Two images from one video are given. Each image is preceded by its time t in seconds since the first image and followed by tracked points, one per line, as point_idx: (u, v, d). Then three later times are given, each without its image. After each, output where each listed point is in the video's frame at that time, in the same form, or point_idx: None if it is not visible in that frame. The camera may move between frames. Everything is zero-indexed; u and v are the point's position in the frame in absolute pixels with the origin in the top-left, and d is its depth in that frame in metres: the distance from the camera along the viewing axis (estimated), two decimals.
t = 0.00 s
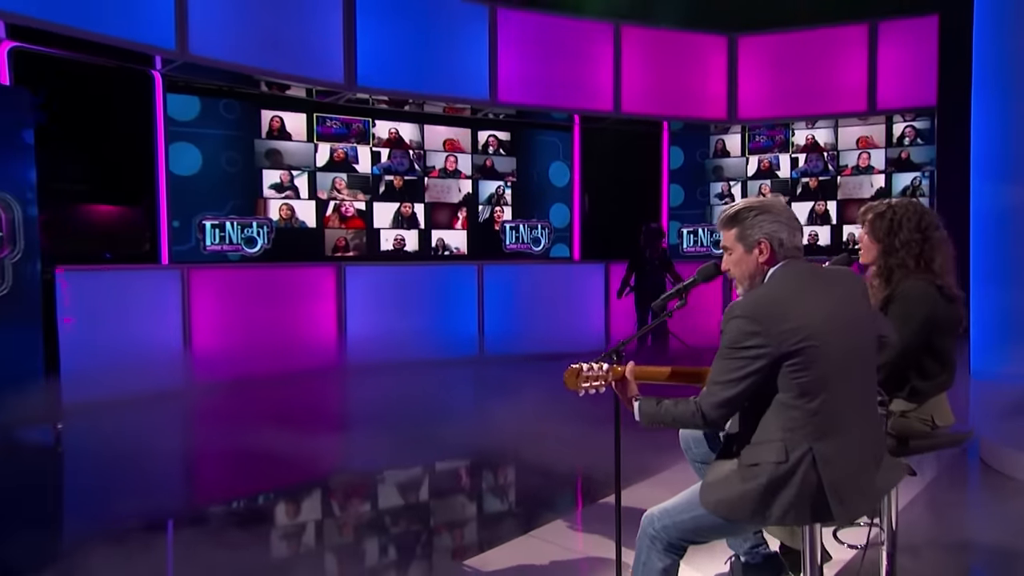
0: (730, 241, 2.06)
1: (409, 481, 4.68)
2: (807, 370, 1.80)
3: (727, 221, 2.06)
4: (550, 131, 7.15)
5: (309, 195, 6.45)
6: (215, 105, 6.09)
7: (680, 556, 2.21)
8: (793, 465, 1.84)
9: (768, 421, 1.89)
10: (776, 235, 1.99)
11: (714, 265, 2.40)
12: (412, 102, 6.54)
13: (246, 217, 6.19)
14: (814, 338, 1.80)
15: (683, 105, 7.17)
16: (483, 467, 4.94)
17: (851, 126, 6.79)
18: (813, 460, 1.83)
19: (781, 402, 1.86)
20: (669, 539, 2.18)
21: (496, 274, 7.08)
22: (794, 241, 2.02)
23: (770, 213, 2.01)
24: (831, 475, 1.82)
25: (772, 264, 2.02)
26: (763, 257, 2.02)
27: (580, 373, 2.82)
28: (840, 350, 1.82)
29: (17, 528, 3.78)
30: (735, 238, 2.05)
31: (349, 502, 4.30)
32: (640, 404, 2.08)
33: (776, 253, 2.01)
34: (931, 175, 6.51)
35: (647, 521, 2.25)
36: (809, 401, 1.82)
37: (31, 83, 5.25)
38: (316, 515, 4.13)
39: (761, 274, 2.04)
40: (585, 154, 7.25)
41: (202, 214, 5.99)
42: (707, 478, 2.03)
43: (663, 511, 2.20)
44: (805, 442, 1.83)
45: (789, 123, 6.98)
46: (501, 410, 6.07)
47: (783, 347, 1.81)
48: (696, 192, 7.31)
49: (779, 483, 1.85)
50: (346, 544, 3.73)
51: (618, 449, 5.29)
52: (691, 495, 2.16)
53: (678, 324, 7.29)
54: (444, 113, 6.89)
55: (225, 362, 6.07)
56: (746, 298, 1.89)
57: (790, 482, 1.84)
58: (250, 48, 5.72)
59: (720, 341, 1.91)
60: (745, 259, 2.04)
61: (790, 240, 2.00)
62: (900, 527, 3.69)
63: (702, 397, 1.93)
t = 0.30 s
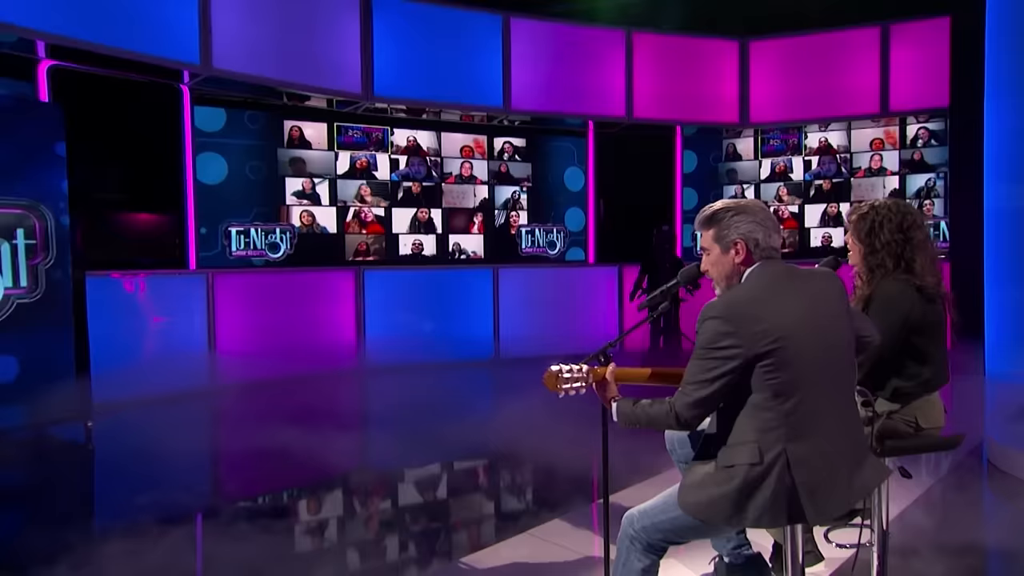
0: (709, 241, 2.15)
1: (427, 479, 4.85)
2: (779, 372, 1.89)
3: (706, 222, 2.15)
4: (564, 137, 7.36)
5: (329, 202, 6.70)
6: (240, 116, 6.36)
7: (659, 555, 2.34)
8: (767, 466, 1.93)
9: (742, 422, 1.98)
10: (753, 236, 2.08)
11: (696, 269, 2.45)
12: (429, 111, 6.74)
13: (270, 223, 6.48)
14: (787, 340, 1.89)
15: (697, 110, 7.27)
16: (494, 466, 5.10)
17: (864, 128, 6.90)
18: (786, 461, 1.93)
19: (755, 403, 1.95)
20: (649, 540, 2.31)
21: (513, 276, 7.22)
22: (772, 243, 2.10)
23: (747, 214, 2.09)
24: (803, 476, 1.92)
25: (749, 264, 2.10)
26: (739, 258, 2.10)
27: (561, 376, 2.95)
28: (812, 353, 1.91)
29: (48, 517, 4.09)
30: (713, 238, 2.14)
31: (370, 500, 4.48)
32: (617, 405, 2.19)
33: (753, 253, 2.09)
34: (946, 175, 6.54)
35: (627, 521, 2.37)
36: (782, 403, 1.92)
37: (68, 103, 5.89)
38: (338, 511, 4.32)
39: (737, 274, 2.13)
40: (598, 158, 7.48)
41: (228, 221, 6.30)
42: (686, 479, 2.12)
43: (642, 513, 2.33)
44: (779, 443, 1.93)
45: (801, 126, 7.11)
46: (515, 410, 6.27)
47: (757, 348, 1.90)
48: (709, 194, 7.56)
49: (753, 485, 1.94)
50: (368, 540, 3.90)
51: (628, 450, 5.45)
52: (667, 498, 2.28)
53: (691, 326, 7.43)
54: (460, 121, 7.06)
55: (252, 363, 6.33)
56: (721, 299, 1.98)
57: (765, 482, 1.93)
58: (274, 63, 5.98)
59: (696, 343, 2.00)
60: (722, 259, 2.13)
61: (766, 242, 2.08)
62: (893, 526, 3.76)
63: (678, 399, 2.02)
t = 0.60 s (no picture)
0: (695, 241, 2.14)
1: (438, 480, 4.88)
2: (758, 374, 1.90)
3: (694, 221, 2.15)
4: (576, 137, 7.38)
5: (342, 204, 6.78)
6: (254, 120, 6.48)
7: (638, 563, 2.34)
8: (744, 471, 1.94)
9: (721, 427, 1.98)
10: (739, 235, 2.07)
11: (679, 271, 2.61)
12: (442, 114, 6.79)
13: (283, 226, 6.59)
14: (766, 343, 1.90)
15: (710, 111, 7.25)
16: (501, 467, 5.12)
17: (881, 127, 6.87)
18: (763, 467, 1.92)
19: (733, 406, 1.95)
20: (627, 547, 2.30)
21: (526, 276, 7.22)
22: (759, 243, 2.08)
23: (734, 213, 2.09)
24: (779, 483, 1.92)
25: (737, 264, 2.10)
26: (726, 257, 2.10)
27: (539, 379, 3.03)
28: (792, 359, 1.91)
29: (59, 513, 4.23)
30: (699, 238, 2.14)
31: (384, 500, 4.52)
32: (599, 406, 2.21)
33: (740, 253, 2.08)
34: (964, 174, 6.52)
35: (607, 528, 2.37)
36: (760, 407, 1.92)
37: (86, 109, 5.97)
38: (350, 510, 4.37)
39: (724, 275, 2.12)
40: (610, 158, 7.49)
41: (242, 224, 6.44)
42: (666, 484, 2.13)
43: (620, 520, 2.32)
44: (756, 449, 1.93)
45: (816, 125, 7.08)
46: (525, 409, 6.33)
47: (737, 350, 1.91)
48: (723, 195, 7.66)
49: (730, 490, 1.95)
50: (380, 540, 3.94)
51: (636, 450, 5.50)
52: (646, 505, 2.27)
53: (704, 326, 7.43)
54: (471, 123, 7.07)
55: (266, 363, 6.45)
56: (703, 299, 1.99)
57: (740, 489, 1.94)
58: (286, 70, 6.06)
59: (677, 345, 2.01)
60: (709, 259, 2.12)
61: (752, 241, 2.08)
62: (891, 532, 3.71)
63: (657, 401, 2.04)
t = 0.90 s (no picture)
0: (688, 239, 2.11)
1: (447, 481, 4.87)
2: (742, 376, 1.84)
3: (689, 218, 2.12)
4: (586, 138, 7.39)
5: (352, 206, 6.82)
6: (265, 122, 6.54)
7: (619, 570, 2.27)
8: (723, 475, 1.88)
9: (704, 429, 1.93)
10: (729, 233, 2.03)
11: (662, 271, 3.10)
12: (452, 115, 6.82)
13: (293, 228, 6.64)
14: (752, 345, 1.84)
15: (721, 112, 7.27)
16: (504, 468, 5.11)
17: (896, 127, 6.86)
18: (743, 473, 1.87)
19: (716, 408, 1.90)
20: (608, 555, 2.24)
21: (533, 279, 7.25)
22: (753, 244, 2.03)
23: (727, 211, 2.05)
24: (759, 489, 1.87)
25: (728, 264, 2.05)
26: (716, 257, 2.05)
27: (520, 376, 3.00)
28: (777, 362, 1.86)
29: (62, 511, 4.29)
30: (691, 236, 2.11)
31: (393, 500, 4.51)
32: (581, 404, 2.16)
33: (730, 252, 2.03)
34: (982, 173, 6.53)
35: (589, 534, 2.30)
36: (743, 410, 1.87)
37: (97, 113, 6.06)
38: (360, 510, 4.36)
39: (714, 274, 2.08)
40: (621, 159, 7.47)
41: (253, 225, 6.49)
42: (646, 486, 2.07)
43: (601, 527, 2.24)
44: (737, 453, 1.88)
45: (830, 125, 7.06)
46: (533, 411, 6.34)
47: (723, 350, 1.84)
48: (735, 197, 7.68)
49: (707, 494, 1.89)
50: (389, 539, 3.94)
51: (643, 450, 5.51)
52: (627, 510, 2.20)
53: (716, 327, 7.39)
54: (481, 125, 7.07)
55: (275, 363, 6.53)
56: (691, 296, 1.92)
57: (719, 494, 1.89)
58: (298, 75, 6.11)
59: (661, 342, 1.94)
60: (700, 258, 2.09)
61: (744, 242, 2.02)
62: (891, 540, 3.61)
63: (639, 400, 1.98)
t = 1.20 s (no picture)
0: (682, 229, 2.06)
1: (455, 481, 4.86)
2: (721, 375, 1.80)
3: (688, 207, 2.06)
4: (598, 139, 7.45)
5: (362, 206, 6.85)
6: (277, 122, 6.59)
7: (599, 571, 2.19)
8: (700, 475, 1.85)
9: (683, 429, 1.89)
10: (718, 232, 1.95)
11: (649, 270, 3.06)
12: (462, 115, 6.82)
13: (303, 227, 6.69)
14: (732, 344, 1.79)
15: (734, 112, 7.21)
16: (509, 470, 5.07)
17: (913, 127, 6.85)
18: (720, 475, 1.83)
19: (696, 407, 1.86)
20: (587, 556, 2.16)
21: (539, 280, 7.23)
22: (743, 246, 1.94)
23: (723, 208, 1.97)
24: (735, 492, 1.83)
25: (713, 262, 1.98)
26: (702, 252, 1.98)
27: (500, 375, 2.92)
28: (759, 362, 1.81)
29: (66, 504, 4.36)
30: (686, 227, 2.04)
31: (402, 499, 4.51)
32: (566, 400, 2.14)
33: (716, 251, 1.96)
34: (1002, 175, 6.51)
35: (568, 535, 2.22)
36: (722, 411, 1.82)
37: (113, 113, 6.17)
38: (367, 510, 4.35)
39: (700, 269, 2.02)
40: (631, 160, 7.48)
41: (264, 224, 6.55)
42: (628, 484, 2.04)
43: (580, 528, 2.17)
44: (714, 455, 1.84)
45: (845, 125, 7.07)
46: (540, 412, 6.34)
47: (702, 349, 1.80)
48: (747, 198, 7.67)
49: (684, 494, 1.86)
50: (397, 539, 3.94)
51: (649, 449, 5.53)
52: (607, 511, 2.13)
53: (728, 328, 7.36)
54: (491, 125, 7.05)
55: (284, 361, 6.60)
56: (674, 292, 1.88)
57: (694, 494, 1.85)
58: (307, 74, 6.15)
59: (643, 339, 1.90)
60: (689, 250, 2.03)
61: (733, 244, 1.94)
62: (894, 546, 3.51)
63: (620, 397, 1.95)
